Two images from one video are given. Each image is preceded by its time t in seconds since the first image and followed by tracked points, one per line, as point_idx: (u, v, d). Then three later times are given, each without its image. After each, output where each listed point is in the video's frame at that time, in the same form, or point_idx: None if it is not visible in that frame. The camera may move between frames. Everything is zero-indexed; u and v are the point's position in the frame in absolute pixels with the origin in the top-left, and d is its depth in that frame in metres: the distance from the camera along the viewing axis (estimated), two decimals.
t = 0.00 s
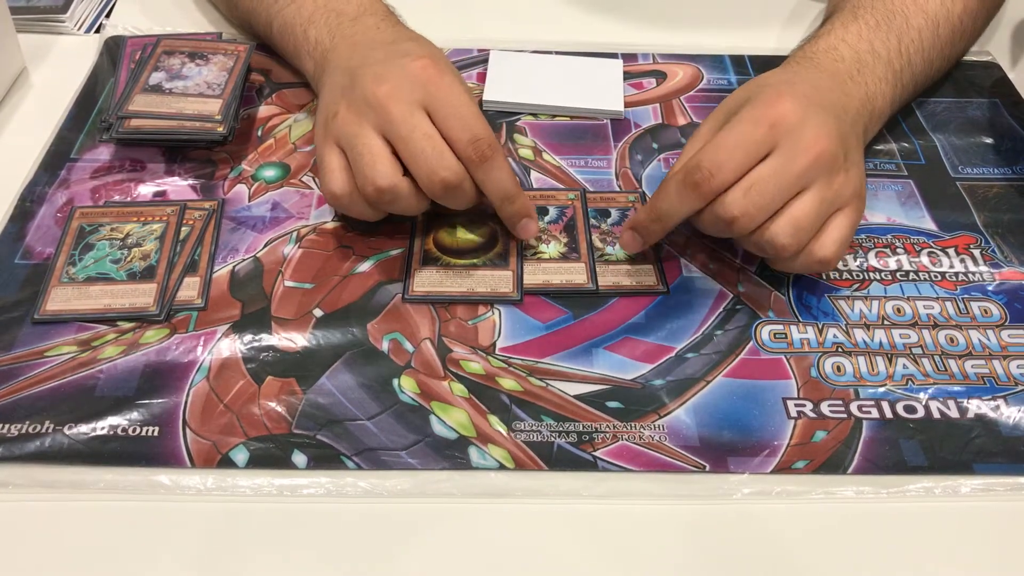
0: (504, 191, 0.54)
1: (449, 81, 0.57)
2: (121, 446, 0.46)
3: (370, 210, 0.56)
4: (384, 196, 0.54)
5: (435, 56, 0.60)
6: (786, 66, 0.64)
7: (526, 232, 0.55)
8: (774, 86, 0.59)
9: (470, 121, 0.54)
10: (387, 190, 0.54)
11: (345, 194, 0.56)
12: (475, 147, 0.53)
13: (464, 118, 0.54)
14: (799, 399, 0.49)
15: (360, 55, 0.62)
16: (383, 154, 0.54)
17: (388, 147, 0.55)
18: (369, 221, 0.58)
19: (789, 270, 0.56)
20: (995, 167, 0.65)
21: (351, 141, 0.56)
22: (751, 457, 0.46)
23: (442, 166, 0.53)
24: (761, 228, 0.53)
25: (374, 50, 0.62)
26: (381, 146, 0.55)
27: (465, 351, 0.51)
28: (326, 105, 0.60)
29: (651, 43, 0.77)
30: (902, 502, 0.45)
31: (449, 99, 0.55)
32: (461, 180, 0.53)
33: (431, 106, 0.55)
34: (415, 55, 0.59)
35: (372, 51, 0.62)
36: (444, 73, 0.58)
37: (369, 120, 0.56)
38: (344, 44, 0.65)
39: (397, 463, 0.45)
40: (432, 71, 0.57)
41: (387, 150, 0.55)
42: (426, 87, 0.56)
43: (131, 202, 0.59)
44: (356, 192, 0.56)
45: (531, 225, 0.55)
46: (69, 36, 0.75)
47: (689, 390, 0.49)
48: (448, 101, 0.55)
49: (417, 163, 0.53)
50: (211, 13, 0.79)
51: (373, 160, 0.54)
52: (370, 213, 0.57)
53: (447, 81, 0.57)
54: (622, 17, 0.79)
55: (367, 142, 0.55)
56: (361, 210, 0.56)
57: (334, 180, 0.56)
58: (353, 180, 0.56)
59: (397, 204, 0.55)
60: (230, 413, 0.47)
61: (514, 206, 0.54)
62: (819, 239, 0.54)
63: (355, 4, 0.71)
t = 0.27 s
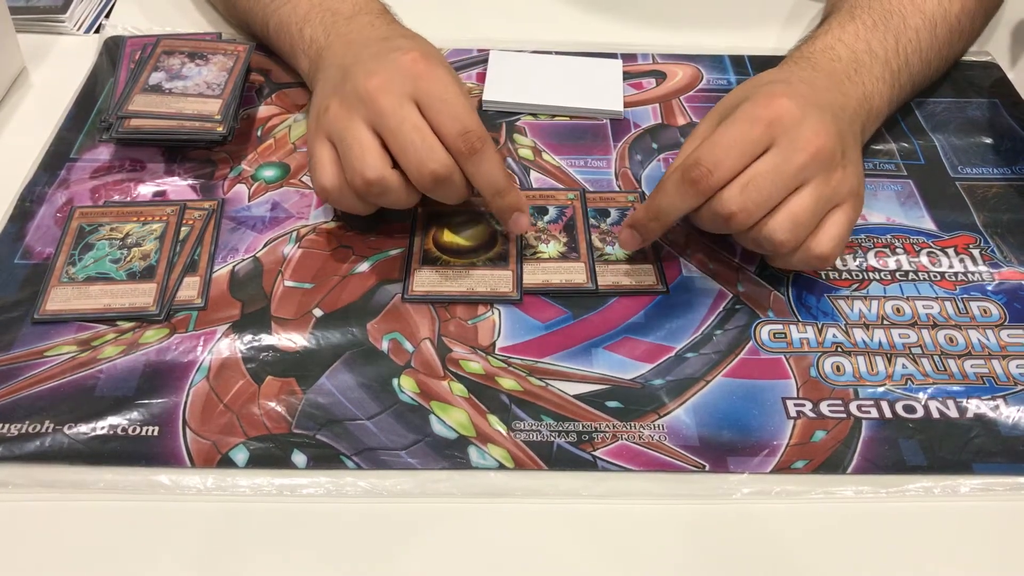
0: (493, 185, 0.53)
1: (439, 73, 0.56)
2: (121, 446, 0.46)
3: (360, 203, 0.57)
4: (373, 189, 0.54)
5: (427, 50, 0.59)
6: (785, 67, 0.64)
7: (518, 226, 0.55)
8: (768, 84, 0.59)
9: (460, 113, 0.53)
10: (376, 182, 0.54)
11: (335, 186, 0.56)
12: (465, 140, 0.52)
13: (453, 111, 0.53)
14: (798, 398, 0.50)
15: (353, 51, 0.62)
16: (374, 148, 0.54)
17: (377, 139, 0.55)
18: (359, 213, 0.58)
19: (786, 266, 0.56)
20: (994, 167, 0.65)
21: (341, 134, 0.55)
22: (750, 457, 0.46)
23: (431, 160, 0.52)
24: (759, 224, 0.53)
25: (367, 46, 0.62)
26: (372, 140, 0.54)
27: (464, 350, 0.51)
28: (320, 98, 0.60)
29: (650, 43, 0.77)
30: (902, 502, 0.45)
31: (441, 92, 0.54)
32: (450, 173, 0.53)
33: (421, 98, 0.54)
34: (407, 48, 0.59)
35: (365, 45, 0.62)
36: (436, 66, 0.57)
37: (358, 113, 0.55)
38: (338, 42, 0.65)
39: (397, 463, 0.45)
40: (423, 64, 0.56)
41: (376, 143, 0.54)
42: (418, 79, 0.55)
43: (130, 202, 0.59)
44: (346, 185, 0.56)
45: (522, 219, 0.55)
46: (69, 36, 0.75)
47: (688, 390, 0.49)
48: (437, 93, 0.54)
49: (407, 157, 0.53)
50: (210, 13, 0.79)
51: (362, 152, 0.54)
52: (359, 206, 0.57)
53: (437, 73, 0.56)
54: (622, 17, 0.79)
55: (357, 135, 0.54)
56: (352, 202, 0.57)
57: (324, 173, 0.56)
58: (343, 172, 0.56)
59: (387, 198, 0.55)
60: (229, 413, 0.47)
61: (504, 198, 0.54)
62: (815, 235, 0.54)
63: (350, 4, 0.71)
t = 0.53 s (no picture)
0: (478, 193, 0.54)
1: (430, 77, 0.55)
2: (120, 447, 0.46)
3: (340, 201, 0.56)
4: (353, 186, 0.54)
5: (419, 52, 0.58)
6: (781, 59, 0.64)
7: (501, 235, 0.56)
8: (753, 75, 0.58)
9: (447, 118, 0.53)
10: (356, 180, 0.53)
11: (316, 184, 0.55)
12: (449, 145, 0.52)
13: (441, 114, 0.53)
14: (798, 399, 0.49)
15: (350, 50, 0.62)
16: (358, 148, 0.53)
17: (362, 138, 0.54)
18: (340, 213, 0.58)
19: (772, 257, 0.55)
20: (994, 167, 0.65)
21: (327, 132, 0.55)
22: (750, 457, 0.46)
23: (412, 160, 0.52)
24: (745, 214, 0.52)
25: (363, 46, 0.61)
26: (354, 138, 0.54)
27: (464, 350, 0.51)
28: (311, 97, 0.59)
29: (650, 43, 0.76)
30: (901, 502, 0.45)
31: (430, 96, 0.54)
32: (430, 176, 0.52)
33: (408, 100, 0.53)
34: (400, 50, 0.58)
35: (361, 46, 0.62)
36: (427, 69, 0.56)
37: (344, 112, 0.55)
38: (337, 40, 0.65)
39: (396, 463, 0.45)
40: (414, 66, 0.56)
41: (361, 143, 0.54)
42: (407, 82, 0.54)
43: (129, 202, 0.59)
44: (326, 182, 0.55)
45: (506, 229, 0.56)
46: (68, 35, 0.75)
47: (688, 390, 0.49)
48: (426, 95, 0.53)
49: (389, 158, 0.52)
50: (210, 12, 0.79)
51: (345, 151, 0.53)
52: (340, 204, 0.57)
53: (428, 76, 0.55)
54: (622, 17, 0.79)
55: (342, 134, 0.54)
56: (332, 200, 0.56)
57: (307, 170, 0.55)
58: (325, 171, 0.55)
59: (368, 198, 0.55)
60: (229, 413, 0.47)
61: (489, 207, 0.55)
62: (801, 226, 0.53)
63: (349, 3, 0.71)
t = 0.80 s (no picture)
0: (471, 196, 0.53)
1: (430, 77, 0.55)
2: (119, 446, 0.46)
3: (333, 193, 0.56)
4: (345, 178, 0.53)
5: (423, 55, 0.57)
6: (739, 53, 0.65)
7: (491, 235, 0.56)
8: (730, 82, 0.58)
9: (445, 120, 0.52)
10: (348, 172, 0.53)
11: (310, 175, 0.56)
12: (446, 149, 0.52)
13: (440, 116, 0.52)
14: (798, 398, 0.49)
15: (349, 42, 0.61)
16: (353, 144, 0.53)
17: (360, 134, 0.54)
18: (330, 203, 0.58)
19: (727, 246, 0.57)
20: (994, 167, 0.65)
21: (326, 124, 0.55)
22: (750, 457, 0.46)
23: (404, 156, 0.51)
24: (688, 207, 0.54)
25: (364, 42, 0.60)
26: (350, 131, 0.54)
27: (464, 350, 0.51)
28: (311, 90, 0.59)
29: (650, 43, 0.76)
30: (902, 502, 0.45)
31: (429, 97, 0.53)
32: (420, 174, 0.52)
33: (407, 101, 0.53)
34: (403, 50, 0.58)
35: (360, 41, 0.61)
36: (429, 72, 0.55)
37: (344, 107, 0.55)
38: (332, 26, 0.65)
39: (396, 463, 0.45)
40: (416, 67, 0.55)
41: (358, 138, 0.54)
42: (406, 81, 0.54)
43: (129, 202, 0.59)
44: (320, 172, 0.55)
45: (496, 229, 0.56)
46: (69, 35, 0.75)
47: (688, 390, 0.49)
48: (425, 97, 0.53)
49: (380, 155, 0.52)
50: (210, 12, 0.79)
51: (340, 142, 0.53)
52: (334, 197, 0.57)
53: (428, 78, 0.55)
54: (622, 17, 0.79)
55: (341, 127, 0.54)
56: (325, 190, 0.56)
57: (302, 161, 0.56)
58: (320, 162, 0.55)
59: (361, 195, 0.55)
60: (228, 412, 0.47)
61: (482, 211, 0.54)
62: (745, 213, 0.54)
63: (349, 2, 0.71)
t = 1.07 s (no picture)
0: (465, 199, 0.53)
1: (422, 82, 0.54)
2: (119, 446, 0.46)
3: (323, 199, 0.55)
4: (334, 180, 0.52)
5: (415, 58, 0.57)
6: (750, 55, 0.65)
7: (487, 241, 0.55)
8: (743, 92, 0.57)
9: (439, 124, 0.52)
10: (338, 172, 0.52)
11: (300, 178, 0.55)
12: (441, 152, 0.51)
13: (433, 117, 0.52)
14: (798, 398, 0.49)
15: (340, 43, 0.61)
16: (345, 144, 0.53)
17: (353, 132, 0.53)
18: (319, 213, 0.57)
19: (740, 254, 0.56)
20: (994, 166, 0.65)
21: (317, 127, 0.54)
22: (750, 457, 0.46)
23: (395, 155, 0.51)
24: (704, 214, 0.53)
25: (356, 43, 0.60)
26: (342, 131, 0.53)
27: (463, 350, 0.51)
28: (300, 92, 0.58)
29: (650, 42, 0.76)
30: (901, 502, 0.45)
31: (423, 102, 0.53)
32: (412, 175, 0.51)
33: (400, 104, 0.53)
34: (396, 54, 0.57)
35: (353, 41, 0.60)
36: (423, 75, 0.55)
37: (334, 110, 0.54)
38: (326, 25, 0.65)
39: (396, 463, 0.45)
40: (409, 71, 0.55)
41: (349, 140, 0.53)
42: (399, 84, 0.54)
43: (129, 201, 0.59)
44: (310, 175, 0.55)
45: (491, 234, 0.55)
46: (68, 35, 0.75)
47: (688, 390, 0.49)
48: (418, 98, 0.53)
49: (375, 153, 0.51)
50: (209, 11, 0.79)
51: (331, 144, 0.53)
52: (325, 205, 0.56)
53: (422, 84, 0.54)
54: (622, 17, 0.79)
55: (332, 128, 0.53)
56: (315, 195, 0.55)
57: (291, 162, 0.55)
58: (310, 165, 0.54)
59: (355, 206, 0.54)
60: (228, 412, 0.47)
61: (476, 217, 0.54)
62: (759, 221, 0.54)
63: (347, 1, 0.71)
